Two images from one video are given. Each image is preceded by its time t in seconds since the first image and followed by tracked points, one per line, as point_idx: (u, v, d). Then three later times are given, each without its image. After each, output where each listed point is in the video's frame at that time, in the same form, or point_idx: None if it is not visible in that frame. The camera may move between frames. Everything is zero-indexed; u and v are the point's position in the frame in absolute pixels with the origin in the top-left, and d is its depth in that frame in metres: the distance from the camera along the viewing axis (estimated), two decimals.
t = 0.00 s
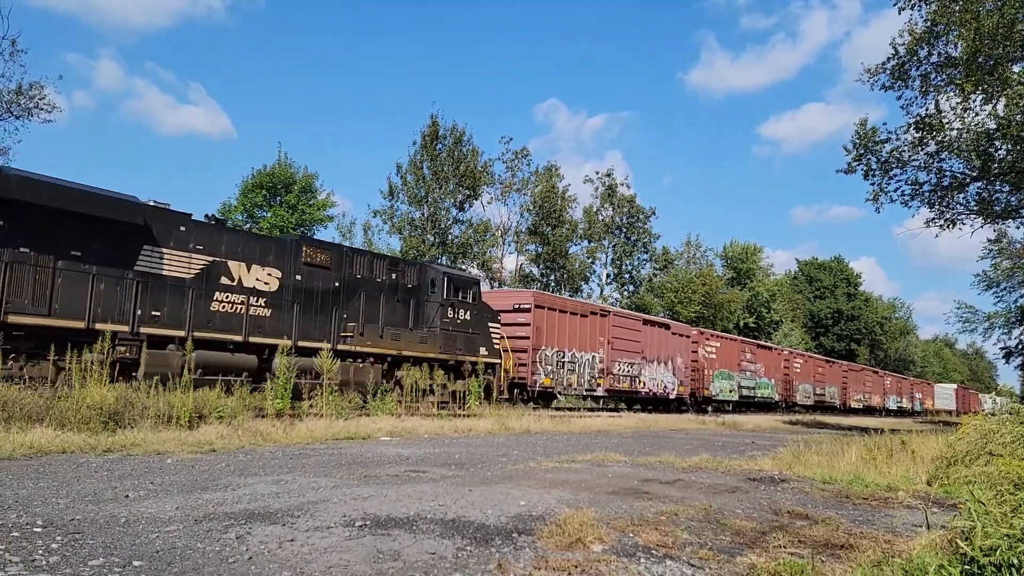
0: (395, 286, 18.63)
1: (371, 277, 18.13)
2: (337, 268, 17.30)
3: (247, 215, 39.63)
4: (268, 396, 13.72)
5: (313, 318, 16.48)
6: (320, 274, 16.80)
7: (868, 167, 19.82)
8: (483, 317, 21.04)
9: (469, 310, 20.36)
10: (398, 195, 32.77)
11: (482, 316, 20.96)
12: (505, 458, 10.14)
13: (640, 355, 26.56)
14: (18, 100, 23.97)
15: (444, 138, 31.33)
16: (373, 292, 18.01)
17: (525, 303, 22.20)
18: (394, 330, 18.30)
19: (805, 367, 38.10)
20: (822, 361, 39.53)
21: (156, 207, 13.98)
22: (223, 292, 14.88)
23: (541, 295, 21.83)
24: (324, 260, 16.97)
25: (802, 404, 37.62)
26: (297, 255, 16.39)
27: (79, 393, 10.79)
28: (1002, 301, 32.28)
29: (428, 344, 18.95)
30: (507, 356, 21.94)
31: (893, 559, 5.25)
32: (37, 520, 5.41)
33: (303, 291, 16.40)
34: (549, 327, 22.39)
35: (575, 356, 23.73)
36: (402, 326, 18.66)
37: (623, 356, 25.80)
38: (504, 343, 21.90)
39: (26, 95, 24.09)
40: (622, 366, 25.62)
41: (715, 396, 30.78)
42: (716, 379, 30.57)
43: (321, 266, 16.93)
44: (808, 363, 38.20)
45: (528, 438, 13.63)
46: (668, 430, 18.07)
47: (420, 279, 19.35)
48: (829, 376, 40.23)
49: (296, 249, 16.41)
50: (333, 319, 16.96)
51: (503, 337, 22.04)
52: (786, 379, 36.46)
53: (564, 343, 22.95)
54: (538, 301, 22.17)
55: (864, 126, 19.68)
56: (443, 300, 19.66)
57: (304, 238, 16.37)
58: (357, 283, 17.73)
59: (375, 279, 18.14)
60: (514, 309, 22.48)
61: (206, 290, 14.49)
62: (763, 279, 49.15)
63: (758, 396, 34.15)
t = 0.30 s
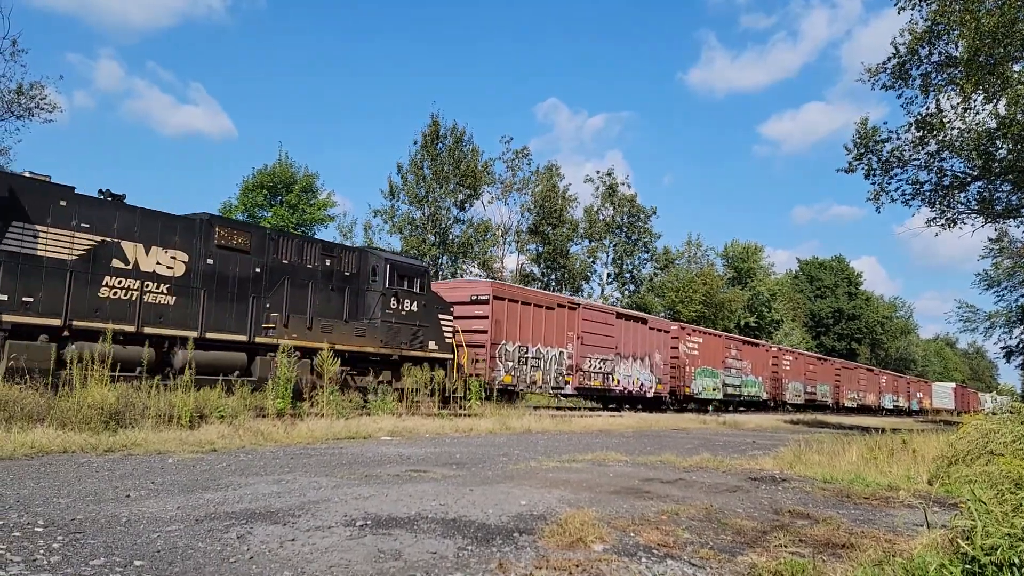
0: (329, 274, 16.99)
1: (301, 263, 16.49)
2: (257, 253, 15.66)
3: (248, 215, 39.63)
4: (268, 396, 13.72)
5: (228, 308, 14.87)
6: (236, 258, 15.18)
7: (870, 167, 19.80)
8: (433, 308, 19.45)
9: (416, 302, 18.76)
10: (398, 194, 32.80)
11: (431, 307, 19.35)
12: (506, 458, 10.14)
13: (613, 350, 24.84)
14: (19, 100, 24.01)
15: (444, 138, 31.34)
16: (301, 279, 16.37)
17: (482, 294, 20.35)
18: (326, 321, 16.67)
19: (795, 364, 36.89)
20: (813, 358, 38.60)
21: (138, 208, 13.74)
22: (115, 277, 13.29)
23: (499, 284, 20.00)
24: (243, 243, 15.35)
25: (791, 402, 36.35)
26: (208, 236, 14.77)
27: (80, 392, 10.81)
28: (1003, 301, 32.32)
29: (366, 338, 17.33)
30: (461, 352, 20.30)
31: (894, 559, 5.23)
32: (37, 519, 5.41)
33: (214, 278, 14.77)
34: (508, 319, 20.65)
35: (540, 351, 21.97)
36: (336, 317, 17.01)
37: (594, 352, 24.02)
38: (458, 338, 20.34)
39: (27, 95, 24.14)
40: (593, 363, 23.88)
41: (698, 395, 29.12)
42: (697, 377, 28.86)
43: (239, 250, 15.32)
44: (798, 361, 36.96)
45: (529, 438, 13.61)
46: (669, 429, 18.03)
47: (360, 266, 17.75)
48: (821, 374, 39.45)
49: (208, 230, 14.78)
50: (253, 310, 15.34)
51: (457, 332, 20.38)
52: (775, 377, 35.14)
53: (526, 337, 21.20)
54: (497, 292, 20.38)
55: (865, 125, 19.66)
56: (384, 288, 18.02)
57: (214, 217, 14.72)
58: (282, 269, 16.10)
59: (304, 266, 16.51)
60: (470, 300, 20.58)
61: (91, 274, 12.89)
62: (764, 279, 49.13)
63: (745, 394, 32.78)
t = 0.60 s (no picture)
0: (252, 261, 15.56)
1: (217, 248, 15.02)
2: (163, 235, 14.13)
3: (248, 215, 39.62)
4: (269, 397, 13.72)
5: (126, 296, 13.36)
6: (136, 241, 13.62)
7: (870, 167, 19.80)
8: (375, 299, 18.02)
9: (354, 292, 17.34)
10: (399, 195, 32.81)
11: (374, 299, 17.90)
12: (506, 458, 10.16)
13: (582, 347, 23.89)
14: (19, 101, 24.00)
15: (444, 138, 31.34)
16: (217, 265, 14.88)
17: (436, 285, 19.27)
18: (247, 312, 15.13)
19: (784, 362, 36.38)
20: (803, 356, 38.19)
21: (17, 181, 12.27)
22: None
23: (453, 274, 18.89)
24: (145, 224, 13.79)
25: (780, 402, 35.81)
26: (103, 215, 13.23)
27: (81, 393, 10.81)
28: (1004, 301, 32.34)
29: (293, 331, 15.84)
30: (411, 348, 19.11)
31: (895, 559, 5.22)
32: (39, 520, 5.41)
33: (110, 262, 13.25)
34: (464, 312, 19.56)
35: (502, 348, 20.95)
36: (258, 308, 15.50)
37: (563, 348, 23.11)
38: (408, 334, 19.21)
39: (27, 96, 24.15)
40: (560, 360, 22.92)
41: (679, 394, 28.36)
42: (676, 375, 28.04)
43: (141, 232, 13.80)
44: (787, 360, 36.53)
45: (529, 439, 13.61)
46: (669, 430, 18.01)
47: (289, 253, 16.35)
48: (811, 373, 39.05)
49: (103, 209, 13.25)
50: (157, 298, 13.81)
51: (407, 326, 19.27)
52: (763, 375, 34.64)
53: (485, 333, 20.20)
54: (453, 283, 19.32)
55: (865, 125, 19.66)
56: (318, 278, 16.57)
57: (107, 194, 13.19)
58: (193, 254, 14.57)
59: (222, 251, 15.04)
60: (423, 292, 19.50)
61: None
62: (764, 279, 49.17)
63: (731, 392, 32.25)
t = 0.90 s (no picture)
0: (156, 244, 13.97)
1: (114, 228, 13.43)
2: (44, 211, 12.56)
3: (248, 216, 39.63)
4: (270, 397, 13.73)
5: None
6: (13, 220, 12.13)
7: (870, 167, 19.80)
8: (306, 288, 16.54)
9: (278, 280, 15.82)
10: (399, 195, 32.82)
11: (303, 288, 16.41)
12: (507, 458, 10.17)
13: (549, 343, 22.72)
14: (19, 102, 24.01)
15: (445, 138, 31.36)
16: (111, 247, 13.31)
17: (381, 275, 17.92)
18: (146, 301, 13.53)
19: (772, 361, 35.88)
20: (794, 354, 37.69)
21: None
22: None
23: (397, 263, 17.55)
24: (22, 200, 12.30)
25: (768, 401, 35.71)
26: None
27: (81, 394, 10.82)
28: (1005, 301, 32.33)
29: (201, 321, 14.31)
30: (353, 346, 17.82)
31: (896, 559, 5.21)
32: (40, 521, 5.42)
33: None
34: (413, 305, 18.31)
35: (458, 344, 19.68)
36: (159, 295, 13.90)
37: (527, 345, 21.89)
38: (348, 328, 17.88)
39: (28, 97, 24.17)
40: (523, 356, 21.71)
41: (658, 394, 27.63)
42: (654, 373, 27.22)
43: (19, 209, 12.26)
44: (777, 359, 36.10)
45: (530, 439, 13.62)
46: (670, 430, 17.98)
47: (204, 236, 14.78)
48: (802, 371, 38.63)
49: None
50: (35, 283, 12.30)
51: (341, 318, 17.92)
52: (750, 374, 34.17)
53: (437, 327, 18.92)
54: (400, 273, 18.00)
55: (865, 125, 19.66)
56: (235, 264, 15.01)
57: None
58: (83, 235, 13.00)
59: (120, 232, 13.46)
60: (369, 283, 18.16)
61: None
62: (765, 279, 49.20)
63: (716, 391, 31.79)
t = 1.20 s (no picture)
0: (35, 222, 12.30)
1: None
2: None
3: (249, 216, 39.66)
4: (271, 397, 13.73)
5: None
6: None
7: (870, 166, 19.79)
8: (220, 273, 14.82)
9: (185, 264, 14.14)
10: (400, 195, 32.82)
11: (216, 273, 14.71)
12: (508, 458, 10.15)
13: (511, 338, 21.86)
14: (19, 101, 24.01)
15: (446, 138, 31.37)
16: None
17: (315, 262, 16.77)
18: (61, 293, 12.36)
19: (760, 358, 35.68)
20: (783, 351, 37.51)
21: None
22: None
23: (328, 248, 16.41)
24: None
25: (765, 400, 35.72)
26: None
27: (82, 393, 10.83)
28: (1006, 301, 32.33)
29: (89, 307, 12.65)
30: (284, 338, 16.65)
31: (897, 558, 5.21)
32: (41, 521, 5.42)
33: None
34: (354, 294, 17.26)
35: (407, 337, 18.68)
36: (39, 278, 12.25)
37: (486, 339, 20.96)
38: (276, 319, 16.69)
39: (28, 97, 24.16)
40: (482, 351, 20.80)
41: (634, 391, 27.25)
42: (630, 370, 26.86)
43: None
44: (765, 355, 35.91)
45: (530, 438, 13.61)
46: (670, 430, 17.96)
47: (95, 213, 13.11)
48: (792, 369, 38.43)
49: None
50: None
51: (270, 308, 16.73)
52: (735, 371, 34.04)
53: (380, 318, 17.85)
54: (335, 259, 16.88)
55: (866, 124, 19.63)
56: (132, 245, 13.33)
57: None
58: None
59: None
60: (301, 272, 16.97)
61: None
62: (766, 279, 49.23)
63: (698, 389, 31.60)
